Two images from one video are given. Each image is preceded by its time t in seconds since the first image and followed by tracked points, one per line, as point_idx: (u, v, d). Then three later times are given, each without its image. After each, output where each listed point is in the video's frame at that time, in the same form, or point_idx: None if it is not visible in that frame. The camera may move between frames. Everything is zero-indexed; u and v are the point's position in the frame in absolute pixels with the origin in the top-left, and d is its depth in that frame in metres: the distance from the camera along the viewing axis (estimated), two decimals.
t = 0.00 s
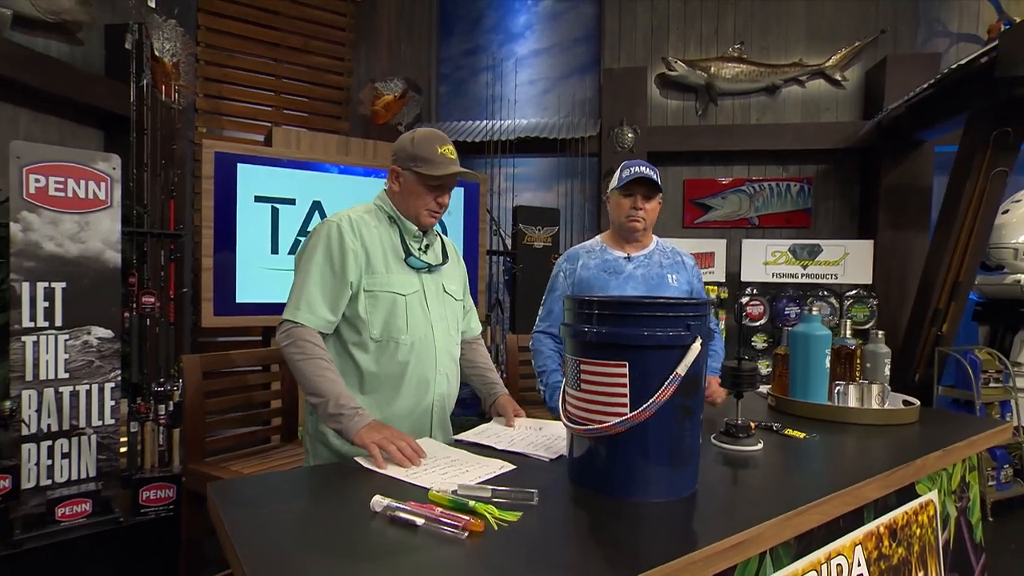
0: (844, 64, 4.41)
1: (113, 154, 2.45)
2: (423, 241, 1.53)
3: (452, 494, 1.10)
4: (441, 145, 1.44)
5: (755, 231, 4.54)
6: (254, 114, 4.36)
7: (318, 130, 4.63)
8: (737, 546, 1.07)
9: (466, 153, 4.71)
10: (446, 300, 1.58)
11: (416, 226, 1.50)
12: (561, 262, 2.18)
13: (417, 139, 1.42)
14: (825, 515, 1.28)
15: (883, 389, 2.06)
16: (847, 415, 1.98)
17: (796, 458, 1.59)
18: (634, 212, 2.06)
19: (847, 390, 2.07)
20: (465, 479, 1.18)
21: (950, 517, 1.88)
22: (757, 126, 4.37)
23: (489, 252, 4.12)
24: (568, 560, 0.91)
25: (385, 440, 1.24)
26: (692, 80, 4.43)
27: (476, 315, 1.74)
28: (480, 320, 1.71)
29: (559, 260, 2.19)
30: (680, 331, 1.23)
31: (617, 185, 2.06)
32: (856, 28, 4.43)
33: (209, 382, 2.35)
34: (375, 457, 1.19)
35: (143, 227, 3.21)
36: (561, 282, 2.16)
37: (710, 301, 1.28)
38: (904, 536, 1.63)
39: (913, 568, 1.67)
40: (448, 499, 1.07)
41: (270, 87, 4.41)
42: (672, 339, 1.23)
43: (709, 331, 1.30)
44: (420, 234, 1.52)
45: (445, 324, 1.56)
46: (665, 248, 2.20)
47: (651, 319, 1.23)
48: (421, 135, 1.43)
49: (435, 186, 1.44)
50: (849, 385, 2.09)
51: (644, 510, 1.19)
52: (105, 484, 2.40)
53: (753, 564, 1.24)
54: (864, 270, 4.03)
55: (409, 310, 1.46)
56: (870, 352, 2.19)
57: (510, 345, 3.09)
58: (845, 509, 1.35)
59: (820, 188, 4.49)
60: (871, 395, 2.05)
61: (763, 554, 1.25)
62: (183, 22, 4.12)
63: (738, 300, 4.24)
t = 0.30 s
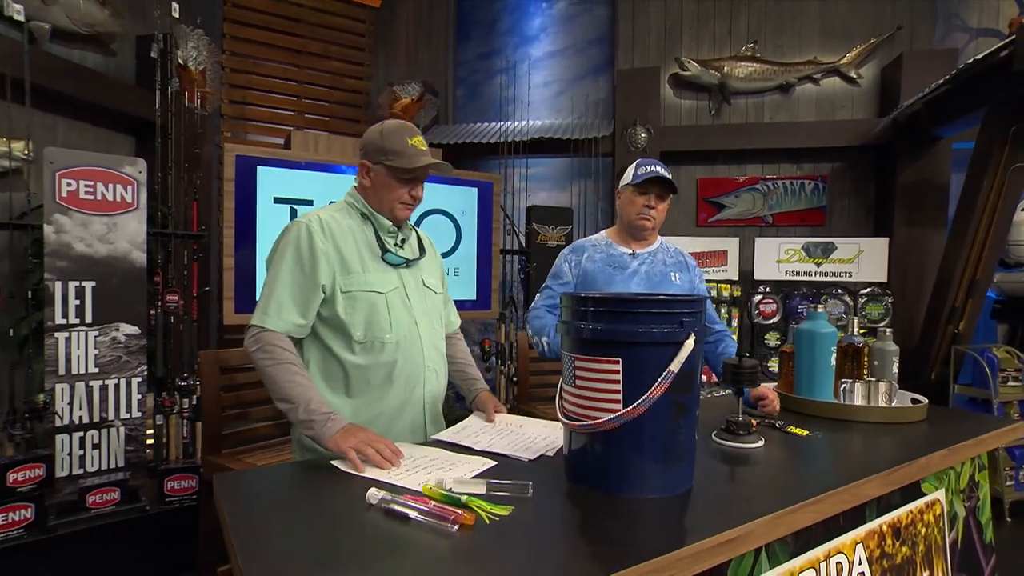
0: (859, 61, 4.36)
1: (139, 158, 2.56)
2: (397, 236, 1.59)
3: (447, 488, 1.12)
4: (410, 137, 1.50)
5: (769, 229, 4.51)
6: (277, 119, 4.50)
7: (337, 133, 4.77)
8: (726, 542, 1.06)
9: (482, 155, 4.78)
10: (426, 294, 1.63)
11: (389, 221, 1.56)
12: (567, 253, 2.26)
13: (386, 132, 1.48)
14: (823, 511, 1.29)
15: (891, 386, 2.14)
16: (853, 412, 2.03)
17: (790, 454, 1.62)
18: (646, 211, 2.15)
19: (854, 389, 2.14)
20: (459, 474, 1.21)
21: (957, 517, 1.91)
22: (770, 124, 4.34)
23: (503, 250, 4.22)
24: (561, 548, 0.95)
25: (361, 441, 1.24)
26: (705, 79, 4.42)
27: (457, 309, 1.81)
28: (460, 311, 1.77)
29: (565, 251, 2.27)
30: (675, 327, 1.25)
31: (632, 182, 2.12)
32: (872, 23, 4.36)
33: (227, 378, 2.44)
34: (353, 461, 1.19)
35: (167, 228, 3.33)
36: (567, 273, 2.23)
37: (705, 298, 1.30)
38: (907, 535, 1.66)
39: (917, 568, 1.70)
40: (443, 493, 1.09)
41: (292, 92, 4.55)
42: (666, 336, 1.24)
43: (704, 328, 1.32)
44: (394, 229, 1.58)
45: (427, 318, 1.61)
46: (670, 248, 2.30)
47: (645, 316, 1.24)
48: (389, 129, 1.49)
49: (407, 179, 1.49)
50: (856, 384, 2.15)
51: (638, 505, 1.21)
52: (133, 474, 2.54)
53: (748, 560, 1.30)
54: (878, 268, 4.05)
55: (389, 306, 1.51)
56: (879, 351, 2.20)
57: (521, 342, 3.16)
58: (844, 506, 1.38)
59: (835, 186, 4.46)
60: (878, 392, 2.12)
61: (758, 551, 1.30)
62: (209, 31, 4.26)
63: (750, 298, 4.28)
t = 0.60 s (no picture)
0: (874, 59, 4.31)
1: (165, 167, 2.69)
2: (356, 238, 1.53)
3: (437, 485, 1.14)
4: (364, 133, 1.44)
5: (784, 228, 4.50)
6: (301, 126, 4.70)
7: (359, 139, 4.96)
8: (711, 542, 1.05)
9: (497, 159, 4.87)
10: (389, 297, 1.58)
11: (346, 223, 1.49)
12: (585, 243, 2.41)
13: (338, 130, 1.42)
14: (818, 511, 1.30)
15: (897, 386, 2.16)
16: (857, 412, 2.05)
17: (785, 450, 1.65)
18: (663, 215, 2.23)
19: (859, 387, 2.16)
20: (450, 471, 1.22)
21: (965, 518, 1.89)
22: (784, 124, 4.33)
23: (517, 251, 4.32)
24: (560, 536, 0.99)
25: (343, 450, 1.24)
26: (718, 80, 4.43)
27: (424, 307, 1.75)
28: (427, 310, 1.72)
29: (582, 241, 2.41)
30: (664, 326, 1.23)
31: (655, 185, 2.18)
32: (887, 21, 4.32)
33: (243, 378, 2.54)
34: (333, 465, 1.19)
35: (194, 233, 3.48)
36: (585, 262, 2.36)
37: (695, 297, 1.28)
38: (910, 535, 1.66)
39: (921, 568, 1.69)
40: (433, 490, 1.12)
41: (314, 101, 4.74)
42: (655, 335, 1.22)
43: (693, 326, 1.30)
44: (351, 231, 1.52)
45: (390, 322, 1.56)
46: (681, 250, 2.42)
47: (635, 314, 1.23)
48: (341, 125, 1.43)
49: (363, 177, 1.43)
50: (860, 382, 2.16)
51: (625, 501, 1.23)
52: (160, 467, 2.66)
53: (742, 557, 1.32)
54: (894, 266, 4.03)
55: (347, 314, 1.46)
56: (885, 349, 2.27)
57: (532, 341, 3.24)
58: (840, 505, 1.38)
59: (851, 184, 4.43)
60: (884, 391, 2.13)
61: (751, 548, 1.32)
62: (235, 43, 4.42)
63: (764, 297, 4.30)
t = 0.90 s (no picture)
0: (884, 62, 4.34)
1: (196, 178, 2.89)
2: (325, 243, 1.52)
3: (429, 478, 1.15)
4: (330, 137, 1.44)
5: (795, 230, 4.55)
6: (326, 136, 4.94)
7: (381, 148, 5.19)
8: (685, 538, 1.01)
9: (513, 166, 5.00)
10: (360, 300, 1.57)
11: (314, 228, 1.48)
12: (595, 241, 2.50)
13: (303, 135, 1.41)
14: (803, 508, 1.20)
15: (895, 385, 2.05)
16: (855, 411, 1.94)
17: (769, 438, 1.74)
18: (671, 220, 2.33)
19: (856, 387, 2.06)
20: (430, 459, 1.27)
21: (964, 517, 1.70)
22: (795, 128, 4.38)
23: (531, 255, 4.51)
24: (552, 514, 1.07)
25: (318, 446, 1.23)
26: (729, 86, 4.49)
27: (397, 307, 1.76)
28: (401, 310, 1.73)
29: (592, 238, 2.51)
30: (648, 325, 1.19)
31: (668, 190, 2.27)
32: (897, 25, 4.35)
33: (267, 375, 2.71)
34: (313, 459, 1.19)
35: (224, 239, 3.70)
36: (594, 260, 2.46)
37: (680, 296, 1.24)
38: (903, 534, 1.50)
39: (915, 568, 1.52)
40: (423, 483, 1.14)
41: (338, 112, 4.99)
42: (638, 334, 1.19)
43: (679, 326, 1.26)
44: (320, 236, 1.51)
45: (360, 325, 1.56)
46: (686, 255, 2.51)
47: (619, 313, 1.20)
48: (306, 129, 1.43)
49: (332, 183, 1.43)
50: (858, 382, 2.07)
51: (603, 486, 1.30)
52: (191, 458, 2.91)
53: (721, 555, 1.19)
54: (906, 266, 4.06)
55: (316, 321, 1.45)
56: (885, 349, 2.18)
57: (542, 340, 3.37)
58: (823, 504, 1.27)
59: (862, 186, 4.46)
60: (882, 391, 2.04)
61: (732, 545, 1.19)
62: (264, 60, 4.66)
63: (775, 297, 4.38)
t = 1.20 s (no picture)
0: (895, 67, 4.36)
1: (223, 187, 3.11)
2: (313, 248, 1.70)
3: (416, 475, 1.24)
4: (317, 147, 1.61)
5: (806, 233, 4.59)
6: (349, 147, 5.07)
7: (403, 157, 5.28)
8: (664, 535, 1.01)
9: (527, 173, 5.14)
10: (346, 300, 1.76)
11: (303, 234, 1.67)
12: (594, 247, 2.61)
13: (292, 146, 1.59)
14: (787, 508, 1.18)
15: (893, 387, 1.96)
16: (852, 413, 1.87)
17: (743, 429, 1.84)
18: (669, 220, 2.35)
19: (853, 389, 1.97)
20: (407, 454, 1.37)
21: (960, 519, 1.66)
22: (806, 133, 4.41)
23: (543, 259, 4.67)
24: (529, 490, 1.21)
25: (302, 436, 1.37)
26: (738, 92, 4.55)
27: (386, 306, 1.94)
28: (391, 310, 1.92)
29: (591, 244, 2.61)
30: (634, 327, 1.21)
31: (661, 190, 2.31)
32: (907, 29, 4.36)
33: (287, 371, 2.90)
34: (294, 451, 1.32)
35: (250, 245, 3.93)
36: (594, 265, 2.57)
37: (666, 299, 1.25)
38: (894, 536, 1.46)
39: (907, 570, 1.49)
40: (410, 480, 1.22)
41: (362, 123, 5.11)
42: (623, 336, 1.20)
43: (665, 327, 1.26)
44: (309, 242, 1.69)
45: (345, 323, 1.75)
46: (683, 256, 2.60)
47: (604, 315, 1.21)
48: (294, 140, 1.60)
49: (319, 190, 1.60)
50: (855, 384, 1.98)
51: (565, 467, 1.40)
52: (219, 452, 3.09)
53: (703, 554, 1.17)
54: (916, 269, 4.06)
55: (303, 320, 1.64)
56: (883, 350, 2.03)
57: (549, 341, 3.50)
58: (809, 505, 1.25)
59: (873, 190, 4.48)
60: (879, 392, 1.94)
61: (713, 543, 1.19)
62: (291, 74, 4.91)
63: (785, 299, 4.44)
